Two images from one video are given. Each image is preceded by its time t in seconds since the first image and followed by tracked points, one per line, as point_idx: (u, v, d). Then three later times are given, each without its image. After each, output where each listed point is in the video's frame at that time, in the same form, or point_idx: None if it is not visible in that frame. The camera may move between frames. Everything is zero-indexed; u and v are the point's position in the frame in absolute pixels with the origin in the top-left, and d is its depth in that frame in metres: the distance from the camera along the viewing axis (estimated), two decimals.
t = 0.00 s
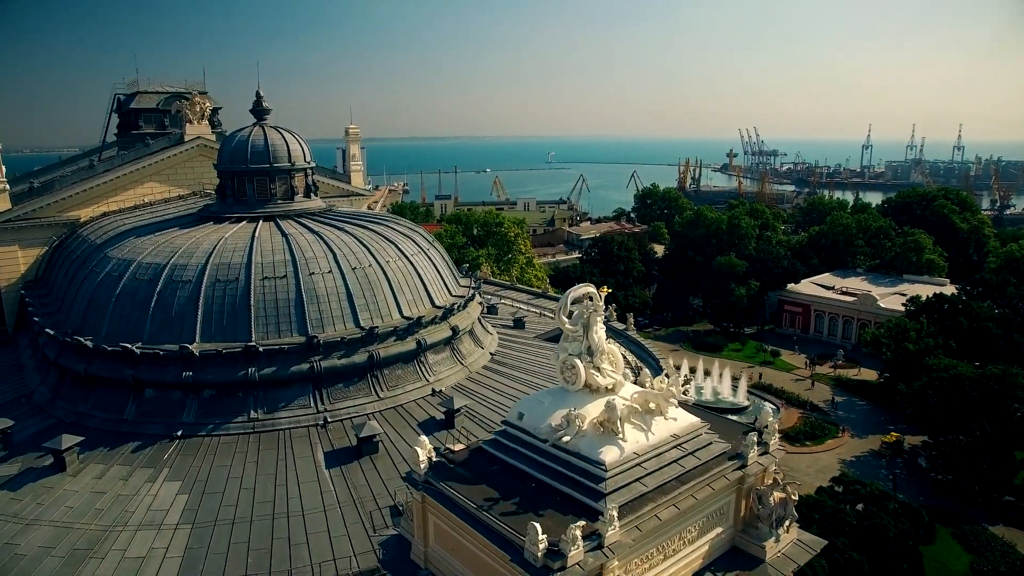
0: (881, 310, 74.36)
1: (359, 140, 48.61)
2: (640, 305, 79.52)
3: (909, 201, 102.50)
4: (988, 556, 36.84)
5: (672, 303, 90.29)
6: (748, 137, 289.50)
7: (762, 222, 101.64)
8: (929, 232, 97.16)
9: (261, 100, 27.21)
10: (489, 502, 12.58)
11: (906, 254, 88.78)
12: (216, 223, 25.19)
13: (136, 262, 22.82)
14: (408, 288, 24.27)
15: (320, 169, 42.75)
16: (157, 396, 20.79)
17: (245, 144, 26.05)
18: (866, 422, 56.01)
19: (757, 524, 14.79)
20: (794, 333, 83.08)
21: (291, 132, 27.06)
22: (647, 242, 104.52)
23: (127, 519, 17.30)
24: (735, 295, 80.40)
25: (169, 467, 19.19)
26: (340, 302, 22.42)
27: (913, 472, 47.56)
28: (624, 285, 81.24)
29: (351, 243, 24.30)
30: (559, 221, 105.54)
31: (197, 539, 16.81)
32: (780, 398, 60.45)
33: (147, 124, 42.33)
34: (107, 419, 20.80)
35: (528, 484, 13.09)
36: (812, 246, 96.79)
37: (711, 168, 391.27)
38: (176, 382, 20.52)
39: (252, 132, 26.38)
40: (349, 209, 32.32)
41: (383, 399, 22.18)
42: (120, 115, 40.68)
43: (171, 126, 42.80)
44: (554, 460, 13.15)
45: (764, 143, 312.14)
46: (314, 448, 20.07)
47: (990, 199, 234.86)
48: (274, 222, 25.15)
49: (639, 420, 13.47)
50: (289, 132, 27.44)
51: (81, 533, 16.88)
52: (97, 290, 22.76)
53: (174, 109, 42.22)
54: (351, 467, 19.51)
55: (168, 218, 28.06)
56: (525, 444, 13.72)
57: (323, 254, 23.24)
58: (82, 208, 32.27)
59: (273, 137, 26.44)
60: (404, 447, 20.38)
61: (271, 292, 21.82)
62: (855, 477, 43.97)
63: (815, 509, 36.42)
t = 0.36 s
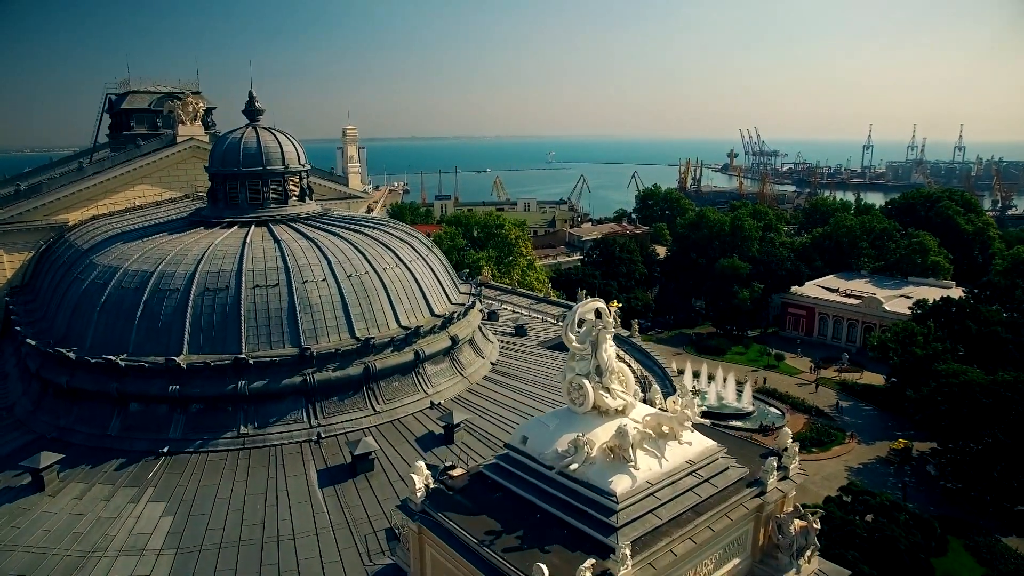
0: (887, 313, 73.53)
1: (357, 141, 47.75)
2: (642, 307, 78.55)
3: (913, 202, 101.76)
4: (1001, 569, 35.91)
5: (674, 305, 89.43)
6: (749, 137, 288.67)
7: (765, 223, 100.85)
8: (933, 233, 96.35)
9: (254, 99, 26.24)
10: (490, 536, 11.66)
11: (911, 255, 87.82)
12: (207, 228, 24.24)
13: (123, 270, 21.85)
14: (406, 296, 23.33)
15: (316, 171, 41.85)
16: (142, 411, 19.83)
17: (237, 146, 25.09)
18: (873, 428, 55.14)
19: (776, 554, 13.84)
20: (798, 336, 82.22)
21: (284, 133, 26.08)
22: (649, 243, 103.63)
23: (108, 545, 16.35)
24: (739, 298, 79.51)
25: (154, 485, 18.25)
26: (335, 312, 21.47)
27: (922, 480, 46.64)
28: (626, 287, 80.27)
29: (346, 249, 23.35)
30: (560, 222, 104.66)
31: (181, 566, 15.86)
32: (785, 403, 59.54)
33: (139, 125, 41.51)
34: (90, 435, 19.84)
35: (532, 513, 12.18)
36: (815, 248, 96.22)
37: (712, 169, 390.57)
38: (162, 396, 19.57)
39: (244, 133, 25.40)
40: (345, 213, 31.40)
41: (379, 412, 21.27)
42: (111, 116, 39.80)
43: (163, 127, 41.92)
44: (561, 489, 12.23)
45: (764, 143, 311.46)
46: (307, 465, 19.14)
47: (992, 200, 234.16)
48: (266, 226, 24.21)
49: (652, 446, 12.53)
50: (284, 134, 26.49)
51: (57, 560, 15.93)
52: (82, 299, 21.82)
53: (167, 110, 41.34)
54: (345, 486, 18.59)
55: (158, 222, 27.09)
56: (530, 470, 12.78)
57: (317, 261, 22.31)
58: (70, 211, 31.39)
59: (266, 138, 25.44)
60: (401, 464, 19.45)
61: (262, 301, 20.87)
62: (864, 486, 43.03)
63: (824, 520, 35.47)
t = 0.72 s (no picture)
0: (892, 316, 72.69)
1: (354, 142, 46.82)
2: (644, 310, 77.55)
3: (916, 203, 100.98)
4: None
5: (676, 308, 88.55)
6: (750, 137, 287.96)
7: (768, 225, 99.96)
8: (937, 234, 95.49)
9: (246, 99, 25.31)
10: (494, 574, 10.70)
11: (915, 257, 86.91)
12: (197, 233, 23.28)
13: (107, 277, 20.84)
14: (404, 304, 22.38)
15: (312, 172, 40.88)
16: (126, 426, 18.85)
17: (228, 148, 24.10)
18: (880, 433, 54.23)
19: None
20: (801, 339, 81.36)
21: (277, 134, 25.11)
22: (650, 244, 102.67)
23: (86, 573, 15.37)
24: (742, 300, 78.61)
25: (137, 507, 17.27)
26: (329, 321, 20.50)
27: (932, 488, 45.70)
28: (628, 290, 79.17)
29: (342, 254, 22.37)
30: (560, 223, 103.63)
31: None
32: (790, 408, 58.58)
33: (130, 125, 40.60)
34: (72, 451, 18.87)
35: (539, 549, 11.22)
36: (818, 249, 95.34)
37: (712, 169, 389.60)
38: (148, 411, 18.58)
39: (236, 134, 24.43)
40: (341, 216, 30.42)
41: (376, 427, 20.32)
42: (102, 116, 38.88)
43: (155, 127, 41.06)
44: (570, 522, 11.27)
45: (765, 143, 310.50)
46: (299, 485, 18.18)
47: (993, 201, 233.43)
48: (259, 231, 23.25)
49: (668, 475, 11.58)
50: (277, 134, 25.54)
51: None
52: (65, 307, 20.83)
53: (159, 109, 40.40)
54: (339, 507, 17.63)
55: (147, 226, 26.11)
56: (536, 500, 11.85)
57: (312, 268, 21.35)
58: (57, 214, 30.60)
59: (259, 139, 24.46)
60: (398, 483, 18.51)
61: (254, 310, 19.92)
62: (873, 495, 42.03)
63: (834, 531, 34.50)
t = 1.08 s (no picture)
0: (898, 319, 71.84)
1: (352, 142, 45.90)
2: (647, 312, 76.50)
3: (921, 204, 100.04)
4: None
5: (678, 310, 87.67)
6: (751, 137, 287.07)
7: (771, 226, 99.01)
8: (943, 235, 94.45)
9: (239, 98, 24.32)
10: None
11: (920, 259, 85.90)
12: (186, 238, 22.29)
13: (91, 284, 19.81)
14: (403, 313, 21.39)
15: (308, 173, 39.91)
16: (110, 443, 17.86)
17: (219, 149, 23.07)
18: (888, 440, 53.24)
19: None
20: (806, 342, 80.42)
21: (271, 134, 24.08)
22: (653, 245, 101.64)
23: None
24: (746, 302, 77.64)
25: (119, 530, 16.26)
26: (324, 332, 19.51)
27: (943, 497, 44.66)
28: (631, 292, 77.89)
29: (337, 261, 21.35)
30: (562, 223, 102.59)
31: None
32: (796, 413, 57.58)
33: (121, 125, 39.91)
34: (52, 470, 17.89)
35: None
36: (822, 251, 94.33)
37: (712, 170, 388.46)
38: (132, 428, 17.57)
39: (227, 135, 23.40)
40: (337, 219, 29.41)
41: (373, 443, 19.35)
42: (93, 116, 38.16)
43: (146, 127, 40.37)
44: (584, 562, 10.26)
45: (766, 143, 309.44)
46: (291, 506, 17.19)
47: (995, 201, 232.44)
48: (251, 236, 22.24)
49: (691, 509, 10.59)
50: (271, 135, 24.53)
51: None
52: (46, 316, 19.83)
53: (152, 109, 39.53)
54: (334, 530, 16.65)
55: (135, 230, 25.16)
56: (545, 536, 10.85)
57: (306, 276, 20.34)
58: (44, 217, 30.24)
59: (251, 140, 23.44)
60: (396, 504, 17.55)
61: (244, 320, 18.90)
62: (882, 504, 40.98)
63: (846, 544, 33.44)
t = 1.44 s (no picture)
0: (905, 322, 70.90)
1: (351, 142, 44.82)
2: (651, 314, 75.43)
3: (926, 204, 99.04)
4: None
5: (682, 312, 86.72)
6: (752, 137, 286.13)
7: (776, 227, 98.02)
8: (949, 237, 93.44)
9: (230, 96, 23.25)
10: None
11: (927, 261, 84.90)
12: (176, 243, 21.25)
13: (73, 293, 18.76)
14: (402, 323, 20.36)
15: (306, 175, 38.91)
16: (91, 462, 16.83)
17: (209, 150, 21.99)
18: (897, 446, 52.21)
19: None
20: (811, 345, 79.44)
21: (264, 134, 23.03)
22: (656, 246, 100.56)
23: None
24: (750, 305, 76.60)
25: (98, 557, 15.20)
26: (320, 344, 18.50)
27: (956, 506, 43.53)
28: (634, 294, 76.84)
29: (334, 268, 20.32)
30: (564, 224, 101.51)
31: None
32: (803, 419, 56.52)
33: (112, 124, 39.40)
34: (29, 491, 16.87)
35: None
36: (827, 252, 92.85)
37: (714, 170, 387.06)
38: (115, 446, 16.53)
39: (218, 135, 22.33)
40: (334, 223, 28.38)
41: (371, 461, 18.34)
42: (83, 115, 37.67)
43: (138, 129, 39.77)
44: None
45: (767, 143, 308.26)
46: (283, 530, 16.16)
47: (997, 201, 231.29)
48: (244, 242, 21.21)
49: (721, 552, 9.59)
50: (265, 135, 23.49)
51: None
52: (26, 327, 18.79)
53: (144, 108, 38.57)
54: (328, 556, 15.63)
55: (124, 233, 24.18)
56: None
57: (301, 284, 19.32)
58: (32, 218, 29.89)
59: (244, 140, 22.37)
60: (396, 527, 16.55)
61: (234, 332, 17.86)
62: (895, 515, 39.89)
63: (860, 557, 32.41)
